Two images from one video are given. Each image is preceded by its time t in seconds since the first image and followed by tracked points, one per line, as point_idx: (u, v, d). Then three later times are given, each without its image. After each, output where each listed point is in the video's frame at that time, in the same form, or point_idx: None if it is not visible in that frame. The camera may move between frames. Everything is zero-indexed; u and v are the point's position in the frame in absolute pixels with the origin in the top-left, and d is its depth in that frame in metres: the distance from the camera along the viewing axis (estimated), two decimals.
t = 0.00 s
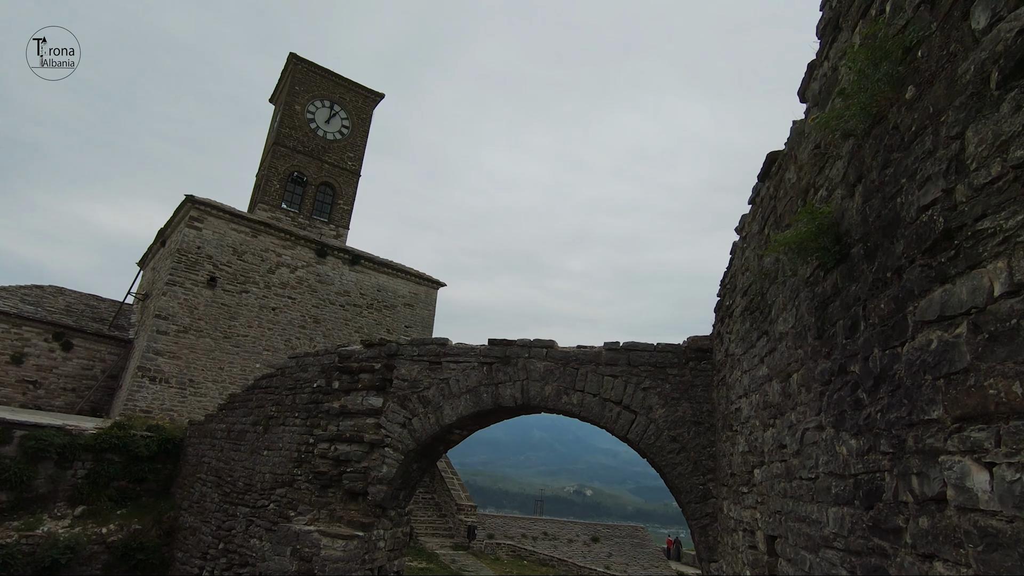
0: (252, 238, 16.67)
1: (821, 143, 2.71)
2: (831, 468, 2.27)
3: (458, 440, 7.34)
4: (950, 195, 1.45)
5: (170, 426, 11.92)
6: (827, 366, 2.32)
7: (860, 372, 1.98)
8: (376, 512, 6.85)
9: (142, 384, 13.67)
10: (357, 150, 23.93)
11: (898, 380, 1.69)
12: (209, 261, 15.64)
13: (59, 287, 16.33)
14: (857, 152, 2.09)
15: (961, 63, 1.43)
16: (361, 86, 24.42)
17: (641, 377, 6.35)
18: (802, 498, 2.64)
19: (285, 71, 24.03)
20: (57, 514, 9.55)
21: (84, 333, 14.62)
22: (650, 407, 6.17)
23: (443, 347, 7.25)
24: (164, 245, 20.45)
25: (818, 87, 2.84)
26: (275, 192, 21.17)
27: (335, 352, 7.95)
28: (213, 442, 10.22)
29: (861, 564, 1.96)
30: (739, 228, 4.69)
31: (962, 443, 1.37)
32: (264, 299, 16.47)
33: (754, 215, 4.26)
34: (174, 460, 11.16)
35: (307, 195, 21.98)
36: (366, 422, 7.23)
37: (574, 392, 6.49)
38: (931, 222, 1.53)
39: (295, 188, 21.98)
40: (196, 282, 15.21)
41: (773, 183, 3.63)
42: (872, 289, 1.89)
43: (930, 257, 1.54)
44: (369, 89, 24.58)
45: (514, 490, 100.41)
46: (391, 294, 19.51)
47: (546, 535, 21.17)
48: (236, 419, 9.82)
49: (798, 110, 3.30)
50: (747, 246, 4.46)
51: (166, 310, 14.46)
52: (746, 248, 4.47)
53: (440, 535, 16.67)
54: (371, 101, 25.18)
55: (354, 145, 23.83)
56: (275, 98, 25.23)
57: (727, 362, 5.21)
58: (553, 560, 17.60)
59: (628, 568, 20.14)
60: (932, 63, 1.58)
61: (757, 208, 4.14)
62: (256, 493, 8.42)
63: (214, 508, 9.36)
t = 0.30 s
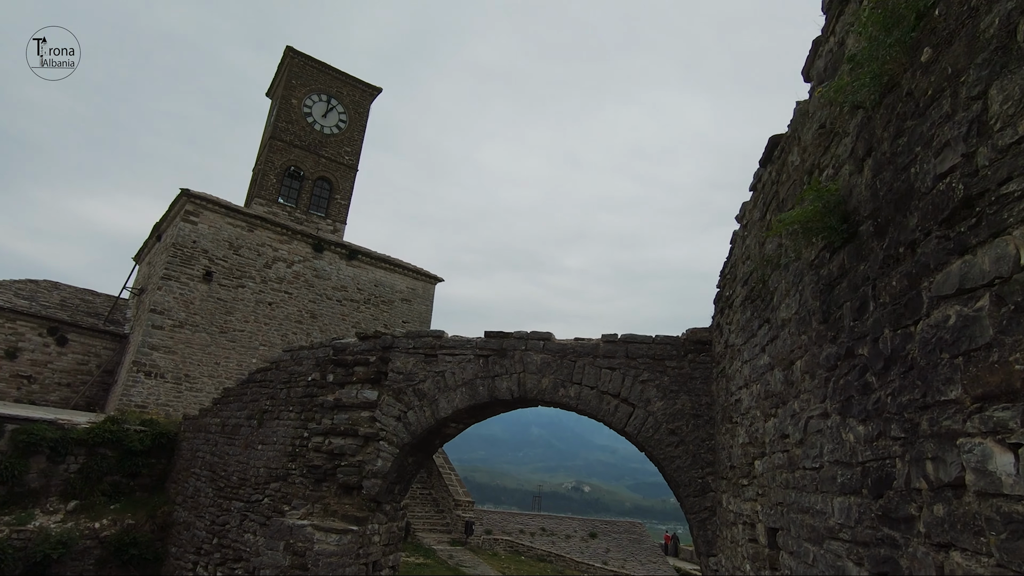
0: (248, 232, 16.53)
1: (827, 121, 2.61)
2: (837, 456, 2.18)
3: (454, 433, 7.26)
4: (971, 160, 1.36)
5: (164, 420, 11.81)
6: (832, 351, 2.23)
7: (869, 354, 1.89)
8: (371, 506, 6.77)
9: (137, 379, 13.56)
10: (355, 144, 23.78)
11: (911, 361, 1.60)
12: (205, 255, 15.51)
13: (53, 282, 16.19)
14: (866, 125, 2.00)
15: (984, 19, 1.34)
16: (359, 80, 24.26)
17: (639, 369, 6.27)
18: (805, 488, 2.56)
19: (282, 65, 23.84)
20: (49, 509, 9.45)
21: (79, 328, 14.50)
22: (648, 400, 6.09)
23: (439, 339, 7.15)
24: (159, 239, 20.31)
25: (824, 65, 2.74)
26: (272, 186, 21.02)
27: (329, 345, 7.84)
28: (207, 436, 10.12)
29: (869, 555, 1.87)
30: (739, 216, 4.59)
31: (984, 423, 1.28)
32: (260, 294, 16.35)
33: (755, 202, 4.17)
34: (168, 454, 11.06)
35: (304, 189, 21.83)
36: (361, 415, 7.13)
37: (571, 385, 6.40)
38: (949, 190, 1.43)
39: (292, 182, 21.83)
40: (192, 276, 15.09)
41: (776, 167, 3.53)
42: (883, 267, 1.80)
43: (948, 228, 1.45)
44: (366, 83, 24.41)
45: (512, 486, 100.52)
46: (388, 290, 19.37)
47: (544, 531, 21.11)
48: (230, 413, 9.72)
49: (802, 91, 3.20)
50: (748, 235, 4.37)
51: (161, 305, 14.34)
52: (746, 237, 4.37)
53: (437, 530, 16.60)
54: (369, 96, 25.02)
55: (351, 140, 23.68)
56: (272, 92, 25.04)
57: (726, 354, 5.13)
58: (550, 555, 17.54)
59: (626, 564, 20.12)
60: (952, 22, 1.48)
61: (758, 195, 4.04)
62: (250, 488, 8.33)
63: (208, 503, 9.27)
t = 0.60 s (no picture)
0: (242, 227, 16.35)
1: (834, 98, 2.50)
2: (845, 444, 2.08)
3: (448, 428, 7.15)
4: (1001, 117, 1.25)
5: (156, 416, 11.66)
6: (840, 334, 2.13)
7: (881, 335, 1.79)
8: (363, 501, 6.65)
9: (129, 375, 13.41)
10: (350, 139, 23.59)
11: (929, 339, 1.50)
12: (198, 250, 15.33)
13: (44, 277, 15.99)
14: (878, 93, 1.89)
15: None
16: (354, 75, 24.05)
17: (636, 362, 6.17)
18: (810, 479, 2.46)
19: (276, 59, 23.60)
20: (37, 506, 9.31)
21: (70, 323, 14.32)
22: (645, 393, 6.00)
23: (433, 332, 7.04)
24: (152, 234, 20.11)
25: (831, 39, 2.62)
26: (266, 181, 20.82)
27: (321, 338, 7.72)
28: (198, 432, 9.99)
29: (880, 547, 1.78)
30: (739, 204, 4.48)
31: (1016, 403, 1.17)
32: (254, 289, 16.19)
33: (756, 188, 4.06)
34: (159, 450, 10.92)
35: (299, 184, 21.64)
36: (354, 409, 7.02)
37: (567, 378, 6.30)
38: (974, 152, 1.33)
39: (287, 177, 21.64)
40: (185, 271, 14.91)
41: (778, 150, 3.42)
42: (897, 242, 1.70)
43: (971, 194, 1.35)
44: (362, 78, 24.21)
45: (508, 483, 100.56)
46: (384, 285, 19.20)
47: (540, 527, 21.04)
48: (222, 408, 9.59)
49: (806, 69, 3.08)
50: (748, 223, 4.26)
51: (153, 300, 14.17)
52: (747, 225, 4.26)
53: (433, 527, 16.49)
54: (364, 90, 24.82)
55: (347, 135, 23.49)
56: (266, 87, 24.80)
57: (725, 346, 5.03)
58: (546, 552, 17.48)
59: (622, 560, 20.08)
60: None
61: (759, 181, 3.94)
62: (242, 483, 8.21)
63: (199, 499, 9.14)
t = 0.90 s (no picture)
0: (235, 222, 16.17)
1: (840, 78, 2.41)
2: (852, 437, 1.98)
3: (442, 424, 7.05)
4: None
5: (146, 412, 11.52)
6: (848, 322, 2.03)
7: (893, 321, 1.69)
8: (355, 498, 6.54)
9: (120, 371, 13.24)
10: (345, 134, 23.39)
11: (948, 324, 1.41)
12: (191, 245, 15.15)
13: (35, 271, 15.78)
14: (892, 66, 1.79)
15: None
16: (349, 69, 23.84)
17: (632, 357, 6.08)
18: (813, 475, 2.37)
19: (271, 52, 23.35)
20: (24, 502, 9.17)
21: (61, 318, 14.13)
22: (641, 388, 5.90)
23: (427, 327, 6.93)
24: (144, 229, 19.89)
25: (838, 16, 2.52)
26: (260, 176, 20.62)
27: (313, 333, 7.59)
28: (189, 427, 9.86)
29: (891, 546, 1.68)
30: (738, 195, 4.39)
31: None
32: (248, 285, 16.01)
33: (757, 177, 3.95)
34: (150, 446, 10.78)
35: (293, 179, 21.45)
36: (346, 404, 6.90)
37: (562, 373, 6.20)
38: (1001, 119, 1.23)
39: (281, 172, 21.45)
40: (177, 266, 14.74)
41: (781, 136, 3.32)
42: (912, 221, 1.60)
43: (999, 164, 1.25)
44: (357, 72, 24.00)
45: (504, 481, 100.62)
46: (379, 281, 19.03)
47: (536, 524, 20.97)
48: (213, 403, 9.46)
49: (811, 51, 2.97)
50: (748, 213, 4.17)
51: (145, 295, 13.99)
52: (747, 215, 4.17)
53: (428, 524, 16.40)
54: (360, 85, 24.61)
55: (342, 129, 23.29)
56: (261, 81, 24.56)
57: (723, 340, 4.95)
58: (541, 549, 17.42)
59: (617, 557, 20.06)
60: None
61: (760, 169, 3.83)
62: (232, 480, 8.09)
63: (189, 496, 9.01)
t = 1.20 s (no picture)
0: (226, 216, 15.96)
1: (844, 56, 2.31)
2: (857, 431, 1.89)
3: (433, 419, 6.95)
4: None
5: (134, 408, 11.36)
6: (854, 309, 1.94)
7: (902, 306, 1.60)
8: (345, 494, 6.43)
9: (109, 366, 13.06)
10: (338, 128, 23.17)
11: (967, 306, 1.31)
12: (181, 239, 14.94)
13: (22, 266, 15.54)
14: (903, 36, 1.69)
15: None
16: (342, 62, 23.60)
17: (627, 351, 5.99)
18: (815, 469, 2.28)
19: (262, 45, 23.07)
20: (8, 500, 9.00)
21: (49, 314, 13.92)
22: (636, 382, 5.82)
23: (418, 320, 6.81)
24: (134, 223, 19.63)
25: None
26: (252, 170, 20.38)
27: (302, 327, 7.46)
28: (178, 423, 9.71)
29: (900, 543, 1.59)
30: (735, 184, 4.30)
31: None
32: (239, 280, 15.82)
33: (754, 166, 3.86)
34: (138, 443, 10.63)
35: (285, 173, 21.22)
36: (336, 399, 6.79)
37: (555, 367, 6.11)
38: None
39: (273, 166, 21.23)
40: (167, 261, 14.54)
41: (781, 120, 3.22)
42: (924, 199, 1.51)
43: None
44: (350, 65, 23.76)
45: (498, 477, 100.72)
46: (372, 277, 18.85)
47: (530, 520, 20.92)
48: (202, 399, 9.32)
49: (813, 31, 2.87)
50: (745, 203, 4.08)
51: (134, 290, 13.79)
52: (744, 206, 4.07)
53: (422, 521, 16.31)
54: (353, 79, 24.37)
55: (335, 123, 23.07)
56: (253, 74, 24.27)
57: (719, 333, 4.86)
58: (535, 545, 17.37)
59: (611, 553, 20.05)
60: None
61: (758, 157, 3.74)
62: (221, 477, 7.96)
63: (177, 492, 8.88)
